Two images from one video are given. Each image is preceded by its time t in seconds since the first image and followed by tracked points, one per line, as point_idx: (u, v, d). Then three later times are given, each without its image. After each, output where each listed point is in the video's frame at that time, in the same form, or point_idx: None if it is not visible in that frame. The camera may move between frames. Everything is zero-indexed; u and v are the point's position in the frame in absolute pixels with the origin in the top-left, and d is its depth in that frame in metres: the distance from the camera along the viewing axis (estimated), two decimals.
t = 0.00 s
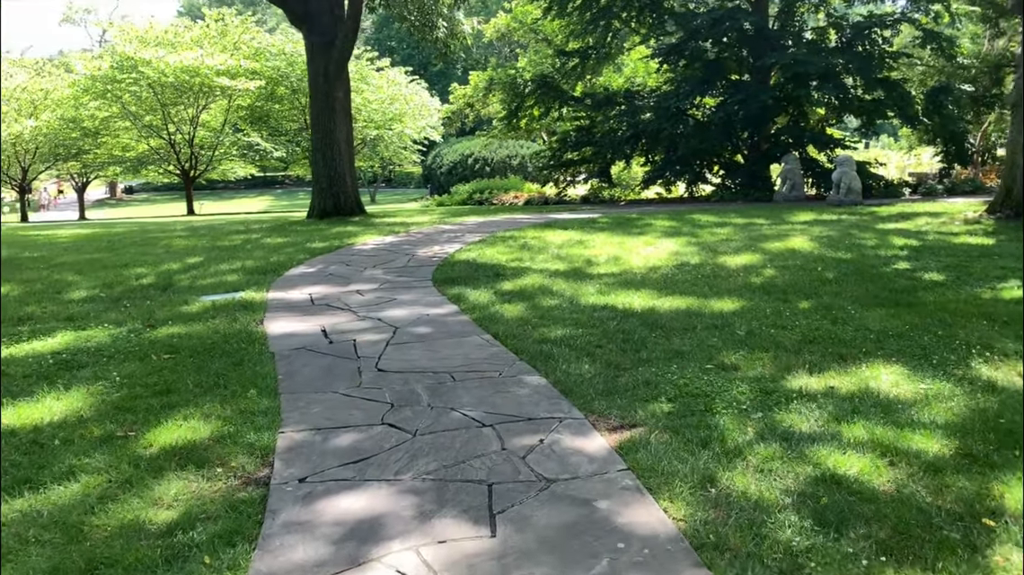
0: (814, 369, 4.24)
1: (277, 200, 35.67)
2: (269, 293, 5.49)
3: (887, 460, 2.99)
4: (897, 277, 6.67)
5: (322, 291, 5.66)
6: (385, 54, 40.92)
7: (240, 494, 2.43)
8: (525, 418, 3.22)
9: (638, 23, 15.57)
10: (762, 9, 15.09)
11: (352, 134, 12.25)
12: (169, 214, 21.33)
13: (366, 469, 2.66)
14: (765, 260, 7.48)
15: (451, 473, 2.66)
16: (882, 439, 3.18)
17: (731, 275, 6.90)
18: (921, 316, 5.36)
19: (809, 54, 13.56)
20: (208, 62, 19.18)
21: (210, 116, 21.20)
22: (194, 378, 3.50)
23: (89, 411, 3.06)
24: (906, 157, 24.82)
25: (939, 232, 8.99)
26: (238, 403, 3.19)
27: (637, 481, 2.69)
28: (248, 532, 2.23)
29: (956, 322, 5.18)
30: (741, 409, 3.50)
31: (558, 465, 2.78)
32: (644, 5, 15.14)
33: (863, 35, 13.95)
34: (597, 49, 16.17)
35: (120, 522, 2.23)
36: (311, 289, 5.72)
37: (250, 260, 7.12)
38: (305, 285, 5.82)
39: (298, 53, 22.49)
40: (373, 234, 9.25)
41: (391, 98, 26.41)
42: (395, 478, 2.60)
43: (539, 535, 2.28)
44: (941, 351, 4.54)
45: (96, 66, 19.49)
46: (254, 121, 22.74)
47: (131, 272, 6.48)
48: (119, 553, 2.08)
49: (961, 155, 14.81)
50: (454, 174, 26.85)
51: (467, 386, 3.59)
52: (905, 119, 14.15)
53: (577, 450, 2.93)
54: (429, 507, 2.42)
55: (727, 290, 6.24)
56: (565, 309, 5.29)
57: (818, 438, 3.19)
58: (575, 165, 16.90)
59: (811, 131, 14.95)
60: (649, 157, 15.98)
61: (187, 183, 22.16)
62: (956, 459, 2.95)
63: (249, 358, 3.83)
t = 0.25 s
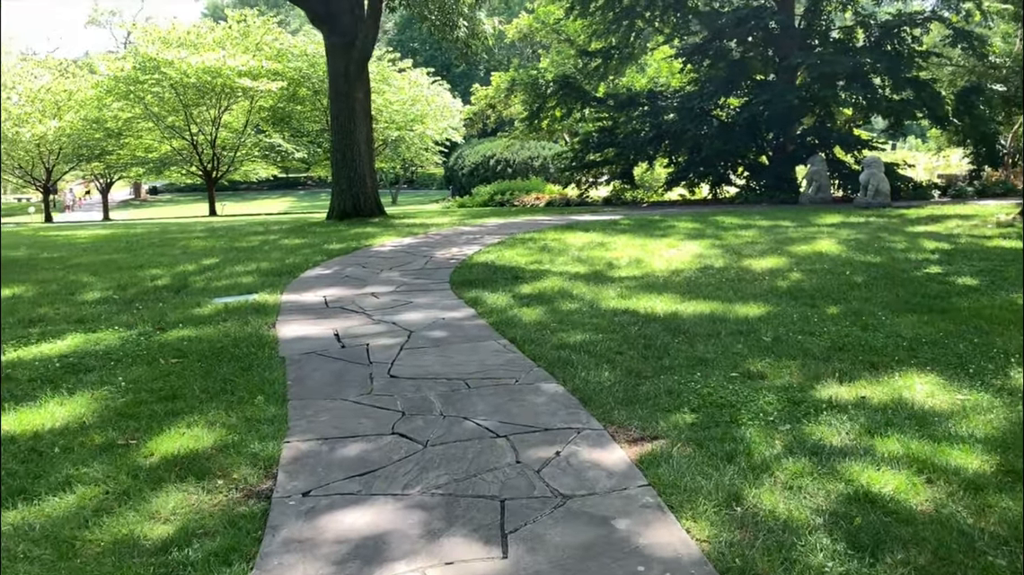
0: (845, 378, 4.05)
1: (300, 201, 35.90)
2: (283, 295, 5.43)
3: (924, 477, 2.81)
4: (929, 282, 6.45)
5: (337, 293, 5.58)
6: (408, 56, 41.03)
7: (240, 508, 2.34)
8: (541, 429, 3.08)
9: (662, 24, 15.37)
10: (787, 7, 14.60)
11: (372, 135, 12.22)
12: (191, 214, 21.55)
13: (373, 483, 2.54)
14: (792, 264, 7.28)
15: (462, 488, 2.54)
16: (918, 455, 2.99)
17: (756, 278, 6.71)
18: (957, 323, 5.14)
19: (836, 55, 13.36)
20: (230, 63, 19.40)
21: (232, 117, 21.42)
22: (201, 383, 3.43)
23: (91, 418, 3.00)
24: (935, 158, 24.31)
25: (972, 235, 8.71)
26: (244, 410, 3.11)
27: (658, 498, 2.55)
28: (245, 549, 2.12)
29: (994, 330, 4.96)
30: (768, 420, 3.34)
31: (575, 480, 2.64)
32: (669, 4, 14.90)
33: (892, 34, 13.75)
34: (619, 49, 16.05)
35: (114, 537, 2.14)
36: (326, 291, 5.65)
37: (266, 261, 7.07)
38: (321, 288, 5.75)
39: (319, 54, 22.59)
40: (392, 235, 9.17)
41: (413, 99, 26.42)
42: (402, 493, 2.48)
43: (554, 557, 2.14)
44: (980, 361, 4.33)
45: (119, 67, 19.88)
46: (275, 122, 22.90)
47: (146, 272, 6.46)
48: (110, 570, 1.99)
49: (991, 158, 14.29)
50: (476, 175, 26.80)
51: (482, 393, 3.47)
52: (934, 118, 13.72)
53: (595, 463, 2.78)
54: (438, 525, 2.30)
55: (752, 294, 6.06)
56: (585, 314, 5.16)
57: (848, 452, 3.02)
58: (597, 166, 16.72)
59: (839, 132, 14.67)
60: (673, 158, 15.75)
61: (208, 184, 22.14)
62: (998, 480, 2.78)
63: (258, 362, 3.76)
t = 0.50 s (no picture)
0: (878, 390, 3.82)
1: (319, 198, 35.95)
2: (292, 300, 5.34)
3: (969, 504, 2.59)
4: (962, 287, 6.18)
5: (348, 297, 5.47)
6: (427, 52, 40.96)
7: (233, 534, 2.21)
8: (556, 446, 2.91)
9: (684, 20, 15.10)
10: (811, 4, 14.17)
11: (388, 132, 12.10)
12: (207, 211, 21.71)
13: (376, 506, 2.40)
14: (819, 267, 7.04)
15: (471, 514, 2.38)
16: (960, 477, 2.77)
17: (781, 282, 6.48)
18: (994, 332, 4.89)
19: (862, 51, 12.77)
20: (247, 59, 19.46)
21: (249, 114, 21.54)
22: (201, 393, 3.33)
23: (83, 431, 2.96)
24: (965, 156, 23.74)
25: (1006, 237, 8.40)
26: (244, 425, 3.01)
27: (680, 526, 2.37)
28: None
29: None
30: (796, 435, 3.14)
31: (592, 505, 2.47)
32: None
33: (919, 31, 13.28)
34: (641, 46, 15.75)
35: (96, 564, 2.02)
36: (337, 295, 5.54)
37: (277, 263, 6.98)
38: (332, 291, 5.64)
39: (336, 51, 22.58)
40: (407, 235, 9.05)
41: (431, 96, 26.29)
42: (407, 518, 2.34)
43: None
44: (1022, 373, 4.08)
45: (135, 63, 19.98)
46: (292, 119, 22.95)
47: (155, 275, 6.53)
48: None
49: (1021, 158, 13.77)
50: (495, 173, 26.64)
51: (495, 407, 3.30)
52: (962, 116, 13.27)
53: (614, 485, 2.61)
54: (444, 554, 2.14)
55: (776, 299, 5.85)
56: (604, 319, 4.97)
57: (883, 472, 2.80)
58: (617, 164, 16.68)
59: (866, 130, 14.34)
60: (695, 156, 15.47)
61: (224, 181, 22.36)
62: None
63: (261, 371, 3.66)
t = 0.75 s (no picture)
0: (909, 402, 3.59)
1: (338, 197, 36.05)
2: (301, 303, 5.27)
3: (1011, 528, 2.36)
4: (995, 292, 5.94)
5: (359, 301, 5.38)
6: (446, 50, 40.89)
7: (226, 556, 2.13)
8: (570, 461, 2.78)
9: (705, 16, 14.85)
10: None
11: (404, 130, 12.01)
12: (224, 210, 21.85)
13: (378, 527, 2.29)
14: (843, 270, 6.83)
15: (478, 536, 2.26)
16: (999, 498, 2.54)
17: (805, 286, 6.28)
18: None
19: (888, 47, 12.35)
20: (262, 56, 19.48)
21: (266, 112, 21.57)
22: (200, 402, 3.31)
23: (78, 442, 2.96)
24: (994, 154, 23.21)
25: None
26: (244, 437, 2.94)
27: (701, 552, 2.23)
28: None
29: None
30: (823, 448, 2.98)
31: (606, 527, 2.33)
32: None
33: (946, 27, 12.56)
34: (661, 43, 15.61)
35: None
36: (347, 298, 5.46)
37: (289, 264, 6.93)
38: (342, 295, 5.56)
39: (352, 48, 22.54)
40: (422, 235, 8.96)
41: (448, 93, 26.18)
42: (409, 540, 2.22)
43: None
44: None
45: (151, 61, 20.14)
46: (310, 117, 22.96)
47: (164, 276, 6.64)
48: None
49: None
50: (512, 171, 26.51)
51: (506, 418, 3.17)
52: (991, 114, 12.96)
53: (631, 506, 2.47)
54: None
55: (799, 304, 5.67)
56: (621, 325, 4.82)
57: (916, 492, 2.59)
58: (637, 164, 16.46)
59: (891, 129, 13.85)
60: (716, 155, 15.29)
61: (241, 179, 22.18)
62: None
63: (264, 377, 3.62)
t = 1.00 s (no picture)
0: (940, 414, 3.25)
1: (357, 197, 36.18)
2: (310, 305, 5.17)
3: None
4: None
5: (369, 303, 5.27)
6: (467, 51, 40.89)
7: None
8: (580, 476, 2.64)
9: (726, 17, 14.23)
10: None
11: (421, 130, 11.92)
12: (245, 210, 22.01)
13: (374, 547, 2.17)
14: (869, 272, 6.61)
15: (479, 558, 2.13)
16: None
17: (828, 290, 6.07)
18: None
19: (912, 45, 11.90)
20: (282, 58, 19.58)
21: (286, 113, 21.66)
22: (200, 409, 3.22)
23: (73, 449, 2.88)
24: None
25: None
26: (242, 446, 2.85)
27: None
28: None
29: None
30: (849, 464, 2.82)
31: (616, 549, 2.18)
32: None
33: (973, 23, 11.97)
34: (681, 42, 15.19)
35: None
36: (357, 301, 5.35)
37: (302, 265, 6.86)
38: (353, 297, 5.46)
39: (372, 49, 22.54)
40: (437, 236, 8.87)
41: (468, 94, 26.11)
42: (406, 562, 2.10)
43: None
44: None
45: (172, 62, 20.29)
46: (330, 118, 22.99)
47: (177, 277, 6.57)
48: None
49: None
50: (531, 172, 26.39)
51: (514, 429, 3.04)
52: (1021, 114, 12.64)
53: (642, 527, 2.32)
54: None
55: (823, 308, 5.48)
56: (635, 330, 4.65)
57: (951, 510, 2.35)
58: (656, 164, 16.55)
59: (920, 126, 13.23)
60: (737, 155, 15.13)
61: (262, 179, 22.71)
62: None
63: (266, 383, 3.53)
